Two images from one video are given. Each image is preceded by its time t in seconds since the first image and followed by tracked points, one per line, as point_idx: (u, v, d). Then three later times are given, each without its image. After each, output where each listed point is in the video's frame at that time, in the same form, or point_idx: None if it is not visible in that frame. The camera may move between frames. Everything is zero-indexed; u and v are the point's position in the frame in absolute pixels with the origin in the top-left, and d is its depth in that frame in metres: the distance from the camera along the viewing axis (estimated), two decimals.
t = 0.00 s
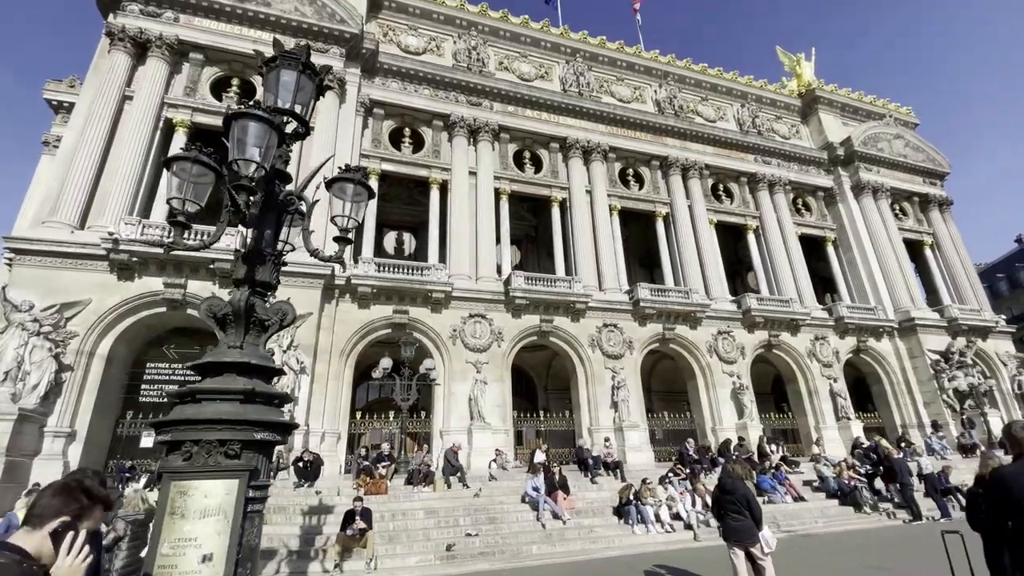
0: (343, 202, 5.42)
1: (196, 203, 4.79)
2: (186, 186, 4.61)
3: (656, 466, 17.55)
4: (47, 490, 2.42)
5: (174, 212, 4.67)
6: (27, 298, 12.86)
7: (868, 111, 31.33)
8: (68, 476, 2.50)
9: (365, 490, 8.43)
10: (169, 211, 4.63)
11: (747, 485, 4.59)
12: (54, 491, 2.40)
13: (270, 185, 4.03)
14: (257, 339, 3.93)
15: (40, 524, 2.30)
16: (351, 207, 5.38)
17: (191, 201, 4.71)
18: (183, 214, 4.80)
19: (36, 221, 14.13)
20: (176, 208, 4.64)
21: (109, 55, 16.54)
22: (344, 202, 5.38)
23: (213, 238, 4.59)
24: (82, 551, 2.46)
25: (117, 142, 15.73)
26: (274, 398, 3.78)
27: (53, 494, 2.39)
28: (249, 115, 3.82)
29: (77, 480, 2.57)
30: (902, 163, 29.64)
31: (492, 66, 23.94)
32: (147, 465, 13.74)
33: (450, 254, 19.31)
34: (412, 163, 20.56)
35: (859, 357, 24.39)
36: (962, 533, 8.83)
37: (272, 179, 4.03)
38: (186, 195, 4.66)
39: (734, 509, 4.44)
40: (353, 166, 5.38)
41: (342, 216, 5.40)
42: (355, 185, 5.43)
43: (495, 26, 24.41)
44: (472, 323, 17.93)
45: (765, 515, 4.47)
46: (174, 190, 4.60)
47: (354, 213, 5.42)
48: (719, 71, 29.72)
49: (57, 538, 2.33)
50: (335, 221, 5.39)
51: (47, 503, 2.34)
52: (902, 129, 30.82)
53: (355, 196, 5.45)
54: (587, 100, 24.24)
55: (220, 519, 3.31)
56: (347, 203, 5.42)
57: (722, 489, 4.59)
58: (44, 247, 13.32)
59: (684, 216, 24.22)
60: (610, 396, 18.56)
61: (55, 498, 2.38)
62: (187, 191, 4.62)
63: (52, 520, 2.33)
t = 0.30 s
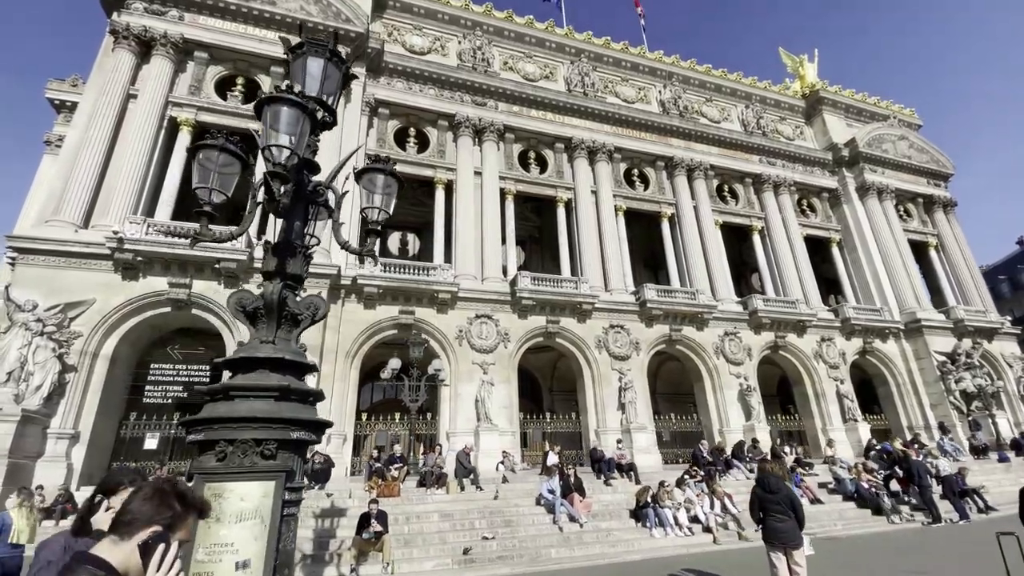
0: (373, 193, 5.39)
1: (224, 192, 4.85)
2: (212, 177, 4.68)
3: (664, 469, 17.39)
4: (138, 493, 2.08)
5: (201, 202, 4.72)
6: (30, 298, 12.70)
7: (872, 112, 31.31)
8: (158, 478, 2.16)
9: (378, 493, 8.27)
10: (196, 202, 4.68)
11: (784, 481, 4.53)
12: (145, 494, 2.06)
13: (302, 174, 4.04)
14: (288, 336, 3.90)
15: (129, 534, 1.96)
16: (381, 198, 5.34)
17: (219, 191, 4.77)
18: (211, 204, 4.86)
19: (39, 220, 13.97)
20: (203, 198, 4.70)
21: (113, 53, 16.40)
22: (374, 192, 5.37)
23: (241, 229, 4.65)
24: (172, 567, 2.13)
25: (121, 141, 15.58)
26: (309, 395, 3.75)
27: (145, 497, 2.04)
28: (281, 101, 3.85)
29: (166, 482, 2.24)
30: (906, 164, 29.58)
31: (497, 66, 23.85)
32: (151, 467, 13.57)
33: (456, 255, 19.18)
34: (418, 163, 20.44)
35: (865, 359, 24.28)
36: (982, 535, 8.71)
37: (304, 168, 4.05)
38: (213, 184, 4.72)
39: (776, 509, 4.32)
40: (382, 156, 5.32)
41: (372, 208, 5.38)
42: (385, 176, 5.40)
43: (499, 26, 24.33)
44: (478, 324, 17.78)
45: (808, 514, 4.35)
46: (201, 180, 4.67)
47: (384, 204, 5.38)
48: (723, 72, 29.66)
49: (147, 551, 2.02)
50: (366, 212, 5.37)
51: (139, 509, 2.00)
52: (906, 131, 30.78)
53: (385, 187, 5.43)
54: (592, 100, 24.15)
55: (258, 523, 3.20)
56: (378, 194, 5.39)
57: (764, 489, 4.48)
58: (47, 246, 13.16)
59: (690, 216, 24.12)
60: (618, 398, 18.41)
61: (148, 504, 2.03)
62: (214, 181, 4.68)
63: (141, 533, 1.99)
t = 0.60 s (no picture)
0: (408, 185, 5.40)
1: (259, 184, 4.80)
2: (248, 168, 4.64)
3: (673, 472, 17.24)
4: (272, 497, 1.93)
5: (236, 195, 4.68)
6: (36, 299, 12.55)
7: (875, 115, 31.33)
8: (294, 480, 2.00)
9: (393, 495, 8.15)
10: (231, 195, 4.65)
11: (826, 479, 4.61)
12: (281, 499, 1.90)
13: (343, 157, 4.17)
14: (327, 332, 3.87)
15: (271, 543, 1.81)
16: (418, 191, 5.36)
17: (255, 183, 4.73)
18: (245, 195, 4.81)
19: (44, 220, 13.84)
20: (238, 191, 4.67)
21: (119, 52, 16.30)
22: (410, 185, 5.37)
23: (277, 221, 4.62)
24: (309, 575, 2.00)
25: (127, 141, 15.48)
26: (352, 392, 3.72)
27: (288, 502, 1.89)
28: (323, 88, 4.06)
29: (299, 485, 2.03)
30: (911, 167, 29.55)
31: (502, 67, 23.81)
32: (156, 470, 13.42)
33: (462, 256, 19.08)
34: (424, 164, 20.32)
35: (871, 361, 24.18)
36: (1005, 539, 8.62)
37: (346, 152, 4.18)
38: (250, 175, 4.68)
39: (825, 513, 4.36)
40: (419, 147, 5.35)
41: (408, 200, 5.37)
42: (421, 169, 5.42)
43: (505, 27, 24.29)
44: (485, 326, 17.66)
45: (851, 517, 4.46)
46: (237, 170, 4.63)
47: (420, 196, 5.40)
48: (727, 74, 29.64)
49: (287, 561, 1.87)
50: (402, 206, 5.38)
51: (278, 516, 1.84)
52: (910, 133, 30.77)
53: (421, 180, 5.44)
54: (598, 102, 24.11)
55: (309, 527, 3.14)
56: (415, 186, 5.40)
57: (810, 491, 4.51)
58: (52, 247, 13.03)
59: (696, 218, 24.05)
60: (626, 400, 18.28)
61: (292, 509, 1.87)
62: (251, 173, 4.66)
63: (284, 542, 1.83)
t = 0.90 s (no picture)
0: (443, 172, 5.31)
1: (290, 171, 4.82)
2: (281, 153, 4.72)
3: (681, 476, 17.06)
4: (407, 495, 1.92)
5: (267, 180, 4.73)
6: (40, 300, 12.36)
7: (879, 118, 31.34)
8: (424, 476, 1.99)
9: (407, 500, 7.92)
10: (262, 180, 4.68)
11: (876, 485, 4.66)
12: (419, 497, 1.88)
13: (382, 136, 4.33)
14: (363, 325, 3.94)
15: (417, 543, 1.78)
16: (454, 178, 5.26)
17: (287, 169, 4.76)
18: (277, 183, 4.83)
19: (47, 220, 13.67)
20: (270, 177, 4.71)
21: (124, 52, 16.19)
22: (445, 175, 5.29)
23: (309, 208, 4.49)
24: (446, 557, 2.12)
25: (131, 141, 15.36)
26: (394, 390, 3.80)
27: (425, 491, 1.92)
28: (362, 72, 4.26)
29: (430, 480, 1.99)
30: (915, 170, 29.53)
31: (507, 69, 23.76)
32: (159, 474, 13.21)
33: (468, 258, 18.94)
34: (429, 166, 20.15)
35: (878, 364, 24.05)
36: None
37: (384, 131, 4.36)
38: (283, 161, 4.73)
39: (870, 518, 4.44)
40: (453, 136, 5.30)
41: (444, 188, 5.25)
42: (456, 157, 5.34)
43: (510, 30, 24.25)
44: (492, 328, 17.51)
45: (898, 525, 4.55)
46: (271, 156, 4.68)
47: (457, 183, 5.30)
48: (731, 77, 29.64)
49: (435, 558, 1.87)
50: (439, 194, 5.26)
51: (420, 514, 1.82)
52: (914, 136, 30.76)
53: (456, 170, 5.35)
54: (603, 104, 24.06)
55: (353, 533, 3.25)
56: (451, 174, 5.31)
57: (857, 495, 4.59)
58: (55, 247, 12.85)
59: (701, 220, 23.96)
60: (633, 404, 18.12)
61: (431, 503, 1.87)
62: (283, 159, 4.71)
63: (430, 539, 1.81)
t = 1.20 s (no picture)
0: (481, 160, 5.16)
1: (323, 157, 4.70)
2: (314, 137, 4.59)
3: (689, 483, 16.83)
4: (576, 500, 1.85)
5: (300, 166, 4.60)
6: (40, 302, 12.11)
7: (880, 124, 31.41)
8: (588, 479, 1.93)
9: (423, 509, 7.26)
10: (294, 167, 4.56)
11: (924, 493, 4.47)
12: (589, 503, 1.83)
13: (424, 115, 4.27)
14: (402, 319, 3.92)
15: (600, 553, 1.74)
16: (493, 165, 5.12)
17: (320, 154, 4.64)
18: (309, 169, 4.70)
19: (47, 221, 13.43)
20: (301, 162, 4.58)
21: (128, 52, 16.03)
22: (483, 162, 5.12)
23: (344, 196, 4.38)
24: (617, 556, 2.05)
25: (134, 141, 15.17)
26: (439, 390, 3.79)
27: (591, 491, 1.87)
28: (406, 52, 4.22)
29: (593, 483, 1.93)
30: (917, 176, 29.55)
31: (511, 73, 23.71)
32: (159, 481, 12.92)
33: (473, 261, 18.75)
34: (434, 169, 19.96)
35: (883, 370, 23.92)
36: None
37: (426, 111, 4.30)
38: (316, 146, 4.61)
39: (915, 526, 4.27)
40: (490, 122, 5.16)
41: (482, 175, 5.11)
42: (494, 144, 5.20)
43: (514, 34, 24.23)
44: (497, 332, 17.30)
45: (944, 534, 4.33)
46: (305, 140, 4.57)
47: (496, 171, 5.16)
48: (734, 83, 29.68)
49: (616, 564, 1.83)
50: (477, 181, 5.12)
51: (598, 521, 1.78)
52: (916, 142, 30.83)
53: (494, 157, 5.19)
54: (607, 108, 24.01)
55: (405, 545, 3.21)
56: (489, 161, 5.16)
57: (901, 503, 4.43)
58: (55, 248, 12.60)
59: (706, 225, 23.86)
60: (640, 410, 17.91)
61: (601, 505, 1.82)
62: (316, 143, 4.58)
63: (609, 547, 1.78)
